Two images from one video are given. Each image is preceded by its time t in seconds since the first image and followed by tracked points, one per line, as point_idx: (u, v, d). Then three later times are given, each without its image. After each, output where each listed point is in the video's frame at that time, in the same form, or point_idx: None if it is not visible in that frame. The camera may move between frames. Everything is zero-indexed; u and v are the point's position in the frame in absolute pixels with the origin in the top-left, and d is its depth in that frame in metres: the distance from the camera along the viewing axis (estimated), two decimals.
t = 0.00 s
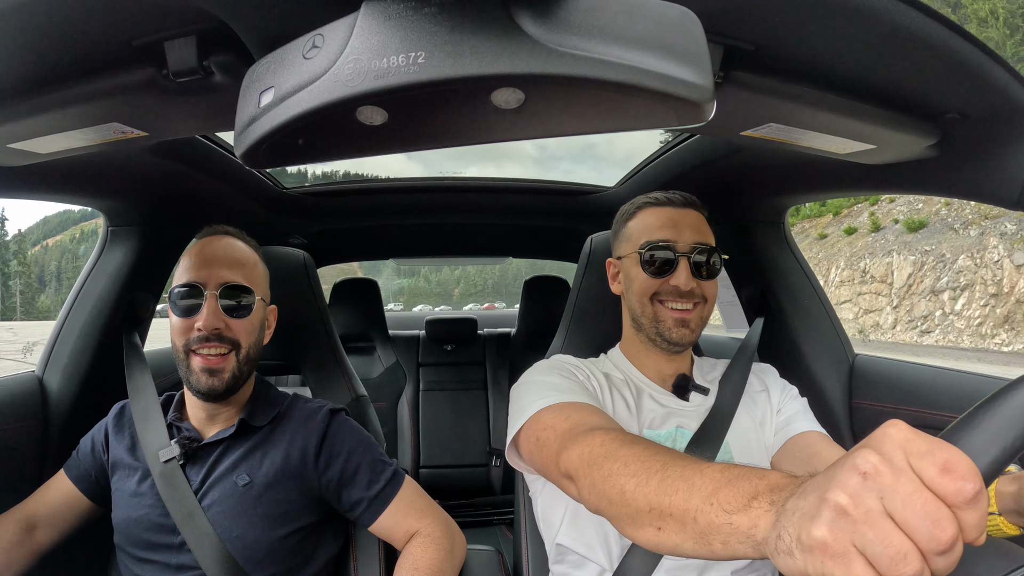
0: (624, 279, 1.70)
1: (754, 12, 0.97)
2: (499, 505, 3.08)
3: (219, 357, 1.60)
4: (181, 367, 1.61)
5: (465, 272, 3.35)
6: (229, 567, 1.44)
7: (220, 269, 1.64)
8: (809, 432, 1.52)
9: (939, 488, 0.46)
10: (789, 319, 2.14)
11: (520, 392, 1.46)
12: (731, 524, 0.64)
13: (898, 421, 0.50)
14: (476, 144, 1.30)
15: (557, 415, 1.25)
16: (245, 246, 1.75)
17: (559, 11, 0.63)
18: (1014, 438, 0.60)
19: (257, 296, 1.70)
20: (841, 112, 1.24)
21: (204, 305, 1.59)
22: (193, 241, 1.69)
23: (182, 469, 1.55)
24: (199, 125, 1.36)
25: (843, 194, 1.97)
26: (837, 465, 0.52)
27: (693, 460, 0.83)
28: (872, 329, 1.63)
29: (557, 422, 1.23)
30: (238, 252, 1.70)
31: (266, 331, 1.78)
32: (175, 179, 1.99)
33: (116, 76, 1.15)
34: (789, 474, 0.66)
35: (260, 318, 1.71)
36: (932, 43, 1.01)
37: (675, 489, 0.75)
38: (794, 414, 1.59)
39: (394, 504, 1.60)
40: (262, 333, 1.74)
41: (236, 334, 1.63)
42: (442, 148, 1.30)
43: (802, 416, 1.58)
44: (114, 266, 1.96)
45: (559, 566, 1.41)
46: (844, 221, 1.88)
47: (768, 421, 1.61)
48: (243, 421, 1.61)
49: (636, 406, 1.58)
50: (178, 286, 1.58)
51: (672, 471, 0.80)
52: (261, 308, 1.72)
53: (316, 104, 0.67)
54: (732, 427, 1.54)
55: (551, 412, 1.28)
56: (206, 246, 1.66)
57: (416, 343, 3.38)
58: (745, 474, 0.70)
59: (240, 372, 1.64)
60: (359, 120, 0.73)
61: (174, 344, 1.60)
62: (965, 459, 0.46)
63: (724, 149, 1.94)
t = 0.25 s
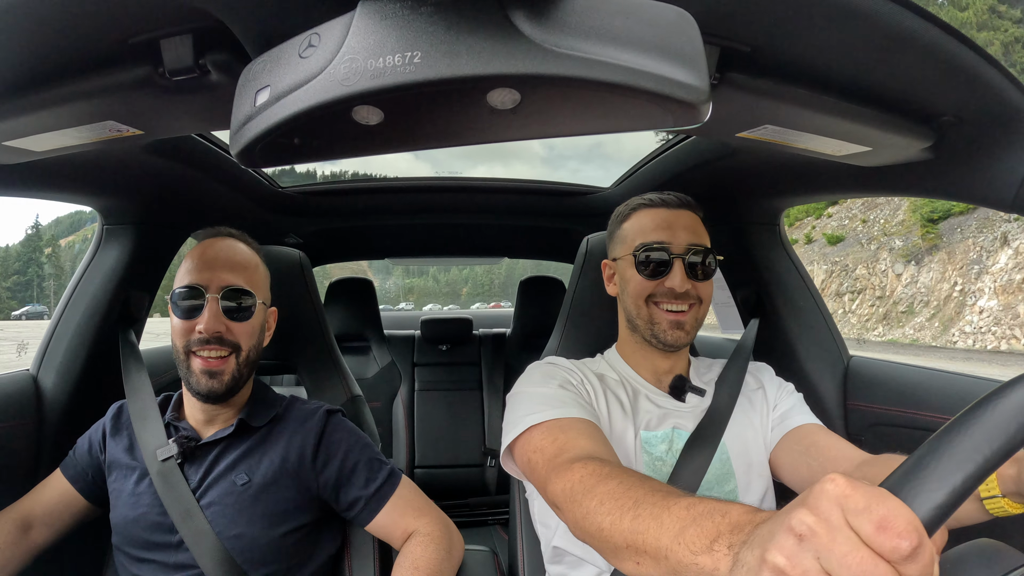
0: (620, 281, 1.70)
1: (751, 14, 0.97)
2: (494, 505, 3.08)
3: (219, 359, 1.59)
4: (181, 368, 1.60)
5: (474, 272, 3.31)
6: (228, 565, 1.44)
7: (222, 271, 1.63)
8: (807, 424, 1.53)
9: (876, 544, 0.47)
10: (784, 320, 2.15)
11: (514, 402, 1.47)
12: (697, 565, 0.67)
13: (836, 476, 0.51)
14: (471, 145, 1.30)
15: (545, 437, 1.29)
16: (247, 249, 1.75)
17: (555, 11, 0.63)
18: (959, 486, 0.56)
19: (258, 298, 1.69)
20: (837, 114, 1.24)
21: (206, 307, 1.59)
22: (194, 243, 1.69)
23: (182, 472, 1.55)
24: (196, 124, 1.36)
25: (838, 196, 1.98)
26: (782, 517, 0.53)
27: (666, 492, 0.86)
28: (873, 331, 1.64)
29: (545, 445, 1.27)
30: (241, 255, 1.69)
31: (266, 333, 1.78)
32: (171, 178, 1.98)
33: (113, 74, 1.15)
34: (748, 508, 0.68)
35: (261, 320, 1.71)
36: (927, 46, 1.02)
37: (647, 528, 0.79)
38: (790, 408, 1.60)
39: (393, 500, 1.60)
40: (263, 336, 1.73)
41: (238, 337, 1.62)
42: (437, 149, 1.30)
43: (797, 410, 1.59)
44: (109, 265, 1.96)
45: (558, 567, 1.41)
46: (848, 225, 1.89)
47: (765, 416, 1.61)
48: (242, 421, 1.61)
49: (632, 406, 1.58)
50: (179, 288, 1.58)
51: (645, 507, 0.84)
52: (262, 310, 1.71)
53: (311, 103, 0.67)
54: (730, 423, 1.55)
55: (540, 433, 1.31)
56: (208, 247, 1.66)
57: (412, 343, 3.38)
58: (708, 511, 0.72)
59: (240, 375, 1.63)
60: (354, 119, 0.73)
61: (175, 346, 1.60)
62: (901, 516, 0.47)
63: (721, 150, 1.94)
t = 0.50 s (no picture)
0: (618, 285, 1.70)
1: (752, 17, 0.97)
2: (491, 506, 3.08)
3: (220, 362, 1.59)
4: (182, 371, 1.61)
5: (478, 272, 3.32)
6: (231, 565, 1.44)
7: (220, 274, 1.62)
8: (807, 422, 1.53)
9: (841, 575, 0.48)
10: (782, 323, 2.15)
11: (515, 411, 1.47)
12: None
13: (803, 507, 0.52)
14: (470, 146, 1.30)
15: (542, 450, 1.30)
16: (247, 248, 1.74)
17: (557, 14, 0.64)
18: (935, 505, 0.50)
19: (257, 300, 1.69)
20: (838, 119, 1.24)
21: (205, 311, 1.58)
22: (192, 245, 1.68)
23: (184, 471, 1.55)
24: (197, 122, 1.36)
25: (837, 200, 1.98)
26: (752, 550, 0.56)
27: (655, 511, 0.89)
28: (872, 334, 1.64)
29: (543, 458, 1.29)
30: (239, 255, 1.68)
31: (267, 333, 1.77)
32: (170, 176, 1.98)
33: (113, 71, 1.14)
34: (730, 527, 0.71)
35: (261, 322, 1.70)
36: (929, 50, 1.02)
37: (637, 547, 0.83)
38: (789, 407, 1.60)
39: (394, 501, 1.60)
40: (263, 336, 1.73)
41: (238, 339, 1.62)
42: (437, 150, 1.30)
43: (796, 409, 1.59)
44: (108, 263, 1.95)
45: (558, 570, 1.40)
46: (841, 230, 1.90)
47: (763, 416, 1.61)
48: (245, 420, 1.61)
49: (632, 410, 1.57)
50: (178, 292, 1.58)
51: (634, 526, 0.87)
52: (261, 311, 1.71)
53: (313, 103, 0.67)
54: (730, 425, 1.55)
55: (537, 446, 1.32)
56: (206, 249, 1.65)
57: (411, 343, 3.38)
58: (693, 531, 0.75)
59: (241, 377, 1.63)
60: (355, 119, 0.73)
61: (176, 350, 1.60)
62: (867, 549, 0.48)
63: (721, 153, 1.95)
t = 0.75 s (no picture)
0: (619, 285, 1.70)
1: (756, 17, 0.97)
2: (493, 506, 3.08)
3: (232, 357, 1.59)
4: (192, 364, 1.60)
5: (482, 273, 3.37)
6: (238, 561, 1.43)
7: (235, 271, 1.63)
8: (808, 412, 1.52)
9: None
10: (786, 324, 2.15)
11: (517, 416, 1.45)
12: None
13: (764, 550, 0.59)
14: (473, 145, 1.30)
15: (543, 459, 1.30)
16: (260, 247, 1.75)
17: (559, 12, 0.63)
18: (896, 543, 0.51)
19: (271, 297, 1.69)
20: (843, 119, 1.24)
21: (219, 305, 1.58)
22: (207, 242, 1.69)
23: (193, 467, 1.55)
24: (199, 121, 1.36)
25: (840, 201, 1.97)
26: None
27: (647, 531, 0.90)
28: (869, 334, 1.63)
29: (544, 467, 1.29)
30: (253, 254, 1.69)
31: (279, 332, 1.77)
32: (173, 174, 1.98)
33: (116, 69, 1.15)
34: (714, 554, 0.74)
35: (274, 320, 1.70)
36: (932, 51, 1.02)
37: (628, 570, 0.85)
38: (790, 400, 1.61)
39: (399, 499, 1.61)
40: (275, 334, 1.73)
41: (251, 335, 1.62)
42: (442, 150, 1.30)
43: (797, 402, 1.59)
44: (111, 261, 1.95)
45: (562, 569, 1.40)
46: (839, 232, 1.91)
47: (765, 415, 1.61)
48: (253, 417, 1.61)
49: (635, 411, 1.57)
50: (192, 287, 1.58)
51: (626, 547, 0.88)
52: (274, 309, 1.71)
53: (314, 101, 0.67)
54: (733, 421, 1.55)
55: (539, 454, 1.32)
56: (221, 247, 1.66)
57: (413, 343, 3.38)
58: (679, 556, 0.78)
59: (251, 373, 1.63)
60: (357, 118, 0.73)
61: (188, 343, 1.60)
62: None
63: (724, 153, 1.94)
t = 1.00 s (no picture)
0: (628, 290, 1.70)
1: (763, 19, 0.96)
2: (500, 509, 3.08)
3: (251, 361, 1.60)
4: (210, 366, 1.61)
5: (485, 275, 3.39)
6: (249, 563, 1.43)
7: (256, 276, 1.64)
8: (816, 414, 1.51)
9: None
10: (794, 326, 2.14)
11: (527, 423, 1.45)
12: None
13: (772, 555, 0.58)
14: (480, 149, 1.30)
15: (552, 465, 1.30)
16: (280, 253, 1.75)
17: (566, 15, 0.64)
18: (906, 547, 0.50)
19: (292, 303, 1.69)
20: (851, 122, 1.24)
21: (241, 310, 1.59)
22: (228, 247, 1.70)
23: (206, 467, 1.55)
24: (206, 125, 1.37)
25: (847, 203, 1.96)
26: None
27: (654, 537, 0.90)
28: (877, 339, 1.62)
29: (553, 472, 1.29)
30: (274, 260, 1.70)
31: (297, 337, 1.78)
32: (181, 178, 1.99)
33: (124, 74, 1.15)
34: (721, 558, 0.74)
35: (294, 325, 1.71)
36: (939, 52, 1.01)
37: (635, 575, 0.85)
38: (798, 403, 1.61)
39: (410, 502, 1.61)
40: (293, 341, 1.73)
41: (271, 340, 1.63)
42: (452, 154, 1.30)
43: (803, 405, 1.59)
44: (119, 264, 1.96)
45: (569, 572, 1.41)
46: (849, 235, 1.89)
47: (772, 418, 1.60)
48: (269, 418, 1.62)
49: (644, 415, 1.57)
50: (214, 291, 1.59)
51: (634, 552, 0.88)
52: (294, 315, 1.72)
53: (322, 105, 0.67)
54: (743, 425, 1.55)
55: (548, 460, 1.32)
56: (243, 252, 1.67)
57: (420, 346, 3.38)
58: (687, 561, 0.78)
59: (269, 377, 1.64)
60: (364, 122, 0.73)
61: (206, 347, 1.61)
62: None
63: (730, 156, 1.94)
